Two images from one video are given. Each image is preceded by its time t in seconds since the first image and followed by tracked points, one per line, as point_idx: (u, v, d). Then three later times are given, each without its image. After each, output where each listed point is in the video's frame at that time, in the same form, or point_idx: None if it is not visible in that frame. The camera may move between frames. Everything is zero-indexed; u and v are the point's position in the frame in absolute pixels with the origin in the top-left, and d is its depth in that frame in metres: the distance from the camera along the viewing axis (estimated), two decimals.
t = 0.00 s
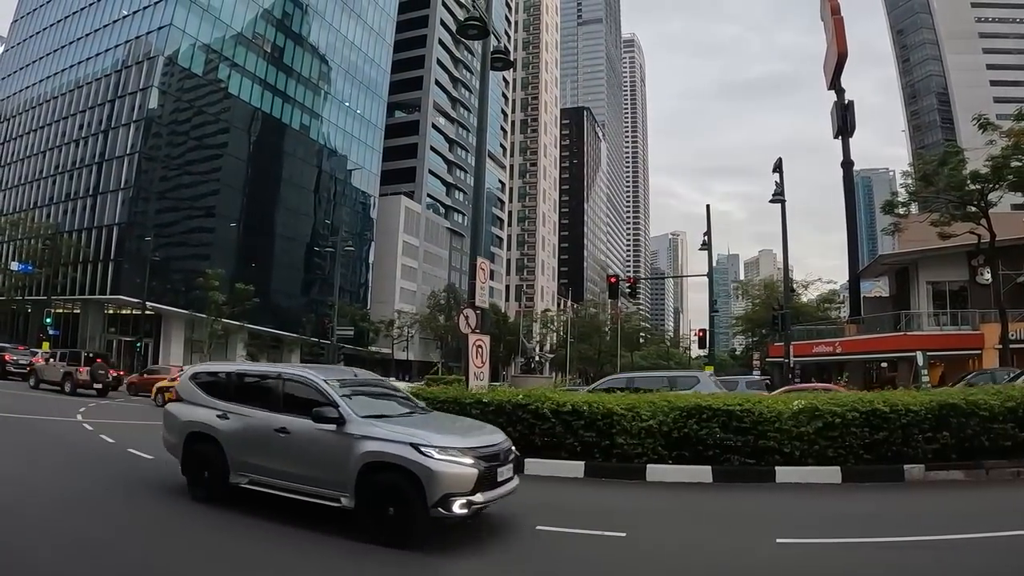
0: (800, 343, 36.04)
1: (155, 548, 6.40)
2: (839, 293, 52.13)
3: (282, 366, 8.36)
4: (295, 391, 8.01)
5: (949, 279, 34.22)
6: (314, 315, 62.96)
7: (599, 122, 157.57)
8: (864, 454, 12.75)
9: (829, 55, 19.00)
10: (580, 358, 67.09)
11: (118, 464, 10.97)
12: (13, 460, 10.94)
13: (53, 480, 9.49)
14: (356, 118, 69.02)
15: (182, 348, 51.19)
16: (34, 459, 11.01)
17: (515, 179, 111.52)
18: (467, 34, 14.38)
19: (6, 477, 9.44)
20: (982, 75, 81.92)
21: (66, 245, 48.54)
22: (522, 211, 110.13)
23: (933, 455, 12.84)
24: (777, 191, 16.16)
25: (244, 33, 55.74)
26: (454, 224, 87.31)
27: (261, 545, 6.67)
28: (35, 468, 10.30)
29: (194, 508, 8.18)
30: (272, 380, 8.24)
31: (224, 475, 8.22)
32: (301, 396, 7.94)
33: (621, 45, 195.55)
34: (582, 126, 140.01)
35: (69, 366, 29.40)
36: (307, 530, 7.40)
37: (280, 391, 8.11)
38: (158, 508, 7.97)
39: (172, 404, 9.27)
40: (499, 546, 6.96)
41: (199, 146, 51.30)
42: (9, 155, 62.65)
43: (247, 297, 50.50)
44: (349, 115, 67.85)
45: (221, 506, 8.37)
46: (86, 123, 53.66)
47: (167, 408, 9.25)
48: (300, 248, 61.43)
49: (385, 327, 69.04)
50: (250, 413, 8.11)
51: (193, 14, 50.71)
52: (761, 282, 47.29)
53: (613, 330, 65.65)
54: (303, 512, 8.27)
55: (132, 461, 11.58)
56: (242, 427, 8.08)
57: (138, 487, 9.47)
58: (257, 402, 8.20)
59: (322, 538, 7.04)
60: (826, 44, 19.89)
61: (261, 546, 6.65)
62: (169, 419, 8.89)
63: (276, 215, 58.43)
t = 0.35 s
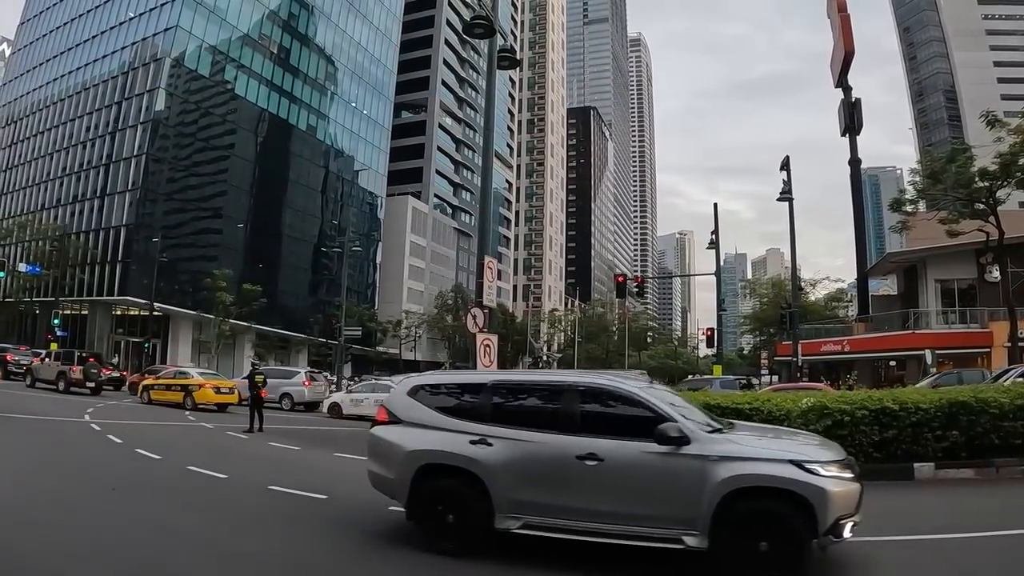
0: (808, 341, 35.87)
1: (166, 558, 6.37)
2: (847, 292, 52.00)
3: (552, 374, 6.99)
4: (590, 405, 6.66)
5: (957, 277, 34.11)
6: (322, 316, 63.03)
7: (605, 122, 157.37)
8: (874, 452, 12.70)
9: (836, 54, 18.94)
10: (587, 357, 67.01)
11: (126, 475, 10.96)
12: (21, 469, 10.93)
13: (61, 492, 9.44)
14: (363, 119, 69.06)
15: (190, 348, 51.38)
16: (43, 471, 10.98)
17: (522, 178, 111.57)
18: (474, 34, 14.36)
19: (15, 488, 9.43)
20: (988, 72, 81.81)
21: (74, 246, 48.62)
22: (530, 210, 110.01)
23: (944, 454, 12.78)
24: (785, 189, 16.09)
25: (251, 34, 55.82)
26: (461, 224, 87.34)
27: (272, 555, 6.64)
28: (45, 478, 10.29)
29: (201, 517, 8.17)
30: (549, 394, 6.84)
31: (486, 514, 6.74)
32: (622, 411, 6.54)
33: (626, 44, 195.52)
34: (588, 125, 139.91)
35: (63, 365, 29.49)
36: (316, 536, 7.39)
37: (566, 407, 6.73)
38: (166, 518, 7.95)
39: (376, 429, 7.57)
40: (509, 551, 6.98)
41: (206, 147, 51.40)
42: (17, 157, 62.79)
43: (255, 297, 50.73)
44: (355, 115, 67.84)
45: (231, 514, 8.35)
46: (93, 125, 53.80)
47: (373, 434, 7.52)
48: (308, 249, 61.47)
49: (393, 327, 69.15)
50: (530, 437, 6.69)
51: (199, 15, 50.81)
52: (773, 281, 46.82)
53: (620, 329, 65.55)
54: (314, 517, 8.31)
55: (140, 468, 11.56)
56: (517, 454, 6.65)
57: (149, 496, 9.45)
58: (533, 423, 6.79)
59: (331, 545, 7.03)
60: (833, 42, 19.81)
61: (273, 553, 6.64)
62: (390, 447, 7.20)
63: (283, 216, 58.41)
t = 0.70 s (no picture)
0: (820, 339, 35.76)
1: (176, 568, 6.27)
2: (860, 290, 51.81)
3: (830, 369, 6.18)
4: (1016, 395, 5.69)
5: (972, 274, 33.86)
6: (334, 316, 63.07)
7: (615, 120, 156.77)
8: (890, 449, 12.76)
9: (847, 51, 18.87)
10: (600, 356, 66.90)
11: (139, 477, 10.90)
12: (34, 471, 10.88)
13: (75, 497, 9.39)
14: (374, 119, 69.19)
15: (203, 348, 51.66)
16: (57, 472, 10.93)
17: (534, 177, 111.67)
18: (485, 31, 14.33)
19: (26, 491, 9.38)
20: (1001, 67, 81.27)
21: (88, 247, 48.24)
22: (542, 210, 110.01)
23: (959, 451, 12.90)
24: (796, 186, 16.02)
25: (262, 35, 55.97)
26: (473, 223, 87.25)
27: (284, 566, 6.53)
28: (58, 481, 10.25)
29: (211, 527, 8.08)
30: (971, 387, 5.79)
31: (905, 538, 5.47)
32: (809, 406, 5.95)
33: (638, 43, 195.31)
34: (600, 123, 139.75)
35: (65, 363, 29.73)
36: (330, 546, 7.29)
37: (990, 401, 5.70)
38: (176, 527, 7.87)
39: (738, 445, 6.07)
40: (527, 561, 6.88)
41: (218, 149, 51.56)
42: (29, 160, 63.03)
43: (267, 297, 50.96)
44: (367, 116, 68.02)
45: (242, 525, 8.27)
46: (105, 127, 54.01)
47: (737, 451, 6.01)
48: (320, 249, 61.57)
49: (405, 326, 69.18)
50: (955, 437, 5.56)
51: (210, 17, 50.88)
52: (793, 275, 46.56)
53: (633, 328, 65.47)
54: (325, 529, 8.21)
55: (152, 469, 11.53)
56: (945, 458, 5.49)
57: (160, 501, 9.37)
58: (959, 419, 5.66)
59: (344, 556, 6.94)
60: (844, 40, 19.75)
61: (285, 565, 6.53)
62: (773, 467, 5.71)
63: (295, 216, 58.52)
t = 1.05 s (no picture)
0: (851, 335, 35.78)
1: (210, 563, 6.45)
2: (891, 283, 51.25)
3: None
4: None
5: (1003, 267, 33.29)
6: (362, 314, 63.22)
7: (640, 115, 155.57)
8: (920, 444, 12.65)
9: (873, 42, 18.63)
10: (627, 353, 66.62)
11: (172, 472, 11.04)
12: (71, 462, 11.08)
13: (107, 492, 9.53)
14: (399, 117, 69.43)
15: (233, 347, 51.93)
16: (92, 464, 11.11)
17: (560, 173, 111.87)
18: (509, 28, 14.20)
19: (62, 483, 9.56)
20: None
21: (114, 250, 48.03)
22: (568, 205, 110.21)
23: (989, 446, 12.81)
24: (825, 179, 15.86)
25: (286, 36, 56.12)
26: (500, 220, 87.18)
27: (313, 566, 6.58)
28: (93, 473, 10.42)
29: (238, 525, 8.15)
30: None
31: None
32: None
33: (661, 36, 193.96)
34: (624, 118, 138.94)
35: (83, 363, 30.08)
36: (357, 546, 7.34)
37: None
38: (206, 522, 7.96)
39: None
40: (555, 564, 6.86)
41: (244, 149, 51.78)
42: (58, 163, 63.66)
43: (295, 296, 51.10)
44: (392, 115, 68.28)
45: (269, 523, 8.33)
46: (131, 130, 54.42)
47: None
48: (346, 248, 61.69)
49: (433, 324, 69.21)
50: None
51: (234, 19, 51.05)
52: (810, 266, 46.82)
53: (661, 324, 64.95)
54: (351, 529, 8.23)
55: (184, 466, 11.66)
56: None
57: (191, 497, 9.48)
58: None
59: (371, 557, 6.96)
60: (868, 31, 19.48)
61: (314, 565, 6.56)
62: None
63: (321, 216, 58.68)
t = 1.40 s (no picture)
0: (883, 328, 35.49)
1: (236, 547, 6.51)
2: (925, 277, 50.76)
3: None
4: None
5: None
6: (393, 313, 63.31)
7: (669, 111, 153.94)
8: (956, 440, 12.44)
9: (902, 32, 18.38)
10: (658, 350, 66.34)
11: (203, 460, 11.03)
12: (104, 456, 11.12)
13: (138, 478, 9.64)
14: (428, 117, 69.74)
15: (265, 347, 52.24)
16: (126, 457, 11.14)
17: (590, 170, 112.01)
18: (536, 25, 14.13)
19: (92, 476, 9.55)
20: None
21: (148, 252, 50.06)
22: (598, 202, 110.04)
23: None
24: (857, 171, 15.75)
25: (313, 38, 56.34)
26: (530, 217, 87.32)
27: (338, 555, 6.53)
28: (125, 466, 10.46)
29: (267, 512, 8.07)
30: None
31: None
32: None
33: (689, 31, 192.70)
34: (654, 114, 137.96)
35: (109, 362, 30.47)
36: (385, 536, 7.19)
37: None
38: (231, 507, 7.90)
39: None
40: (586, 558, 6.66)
41: (274, 151, 52.11)
42: (90, 168, 64.40)
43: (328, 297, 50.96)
44: (421, 114, 68.50)
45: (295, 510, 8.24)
46: (161, 134, 54.99)
47: None
48: (379, 247, 61.89)
49: (465, 324, 69.14)
50: None
51: (262, 22, 51.31)
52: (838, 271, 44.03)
53: (692, 319, 64.30)
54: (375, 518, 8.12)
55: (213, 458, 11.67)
56: None
57: (222, 484, 9.47)
58: None
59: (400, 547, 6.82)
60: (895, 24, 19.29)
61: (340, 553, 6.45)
62: None
63: (352, 216, 58.89)
